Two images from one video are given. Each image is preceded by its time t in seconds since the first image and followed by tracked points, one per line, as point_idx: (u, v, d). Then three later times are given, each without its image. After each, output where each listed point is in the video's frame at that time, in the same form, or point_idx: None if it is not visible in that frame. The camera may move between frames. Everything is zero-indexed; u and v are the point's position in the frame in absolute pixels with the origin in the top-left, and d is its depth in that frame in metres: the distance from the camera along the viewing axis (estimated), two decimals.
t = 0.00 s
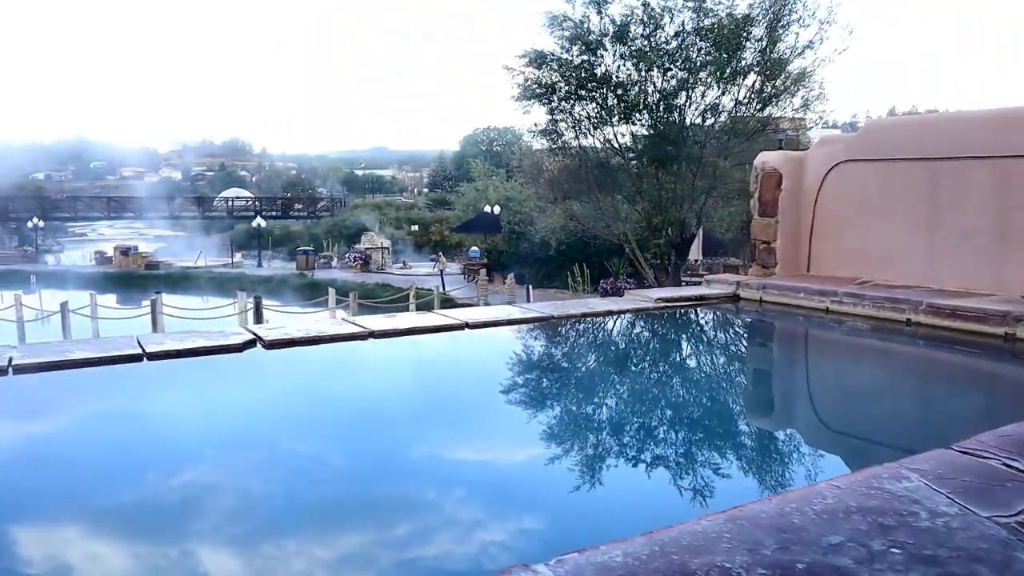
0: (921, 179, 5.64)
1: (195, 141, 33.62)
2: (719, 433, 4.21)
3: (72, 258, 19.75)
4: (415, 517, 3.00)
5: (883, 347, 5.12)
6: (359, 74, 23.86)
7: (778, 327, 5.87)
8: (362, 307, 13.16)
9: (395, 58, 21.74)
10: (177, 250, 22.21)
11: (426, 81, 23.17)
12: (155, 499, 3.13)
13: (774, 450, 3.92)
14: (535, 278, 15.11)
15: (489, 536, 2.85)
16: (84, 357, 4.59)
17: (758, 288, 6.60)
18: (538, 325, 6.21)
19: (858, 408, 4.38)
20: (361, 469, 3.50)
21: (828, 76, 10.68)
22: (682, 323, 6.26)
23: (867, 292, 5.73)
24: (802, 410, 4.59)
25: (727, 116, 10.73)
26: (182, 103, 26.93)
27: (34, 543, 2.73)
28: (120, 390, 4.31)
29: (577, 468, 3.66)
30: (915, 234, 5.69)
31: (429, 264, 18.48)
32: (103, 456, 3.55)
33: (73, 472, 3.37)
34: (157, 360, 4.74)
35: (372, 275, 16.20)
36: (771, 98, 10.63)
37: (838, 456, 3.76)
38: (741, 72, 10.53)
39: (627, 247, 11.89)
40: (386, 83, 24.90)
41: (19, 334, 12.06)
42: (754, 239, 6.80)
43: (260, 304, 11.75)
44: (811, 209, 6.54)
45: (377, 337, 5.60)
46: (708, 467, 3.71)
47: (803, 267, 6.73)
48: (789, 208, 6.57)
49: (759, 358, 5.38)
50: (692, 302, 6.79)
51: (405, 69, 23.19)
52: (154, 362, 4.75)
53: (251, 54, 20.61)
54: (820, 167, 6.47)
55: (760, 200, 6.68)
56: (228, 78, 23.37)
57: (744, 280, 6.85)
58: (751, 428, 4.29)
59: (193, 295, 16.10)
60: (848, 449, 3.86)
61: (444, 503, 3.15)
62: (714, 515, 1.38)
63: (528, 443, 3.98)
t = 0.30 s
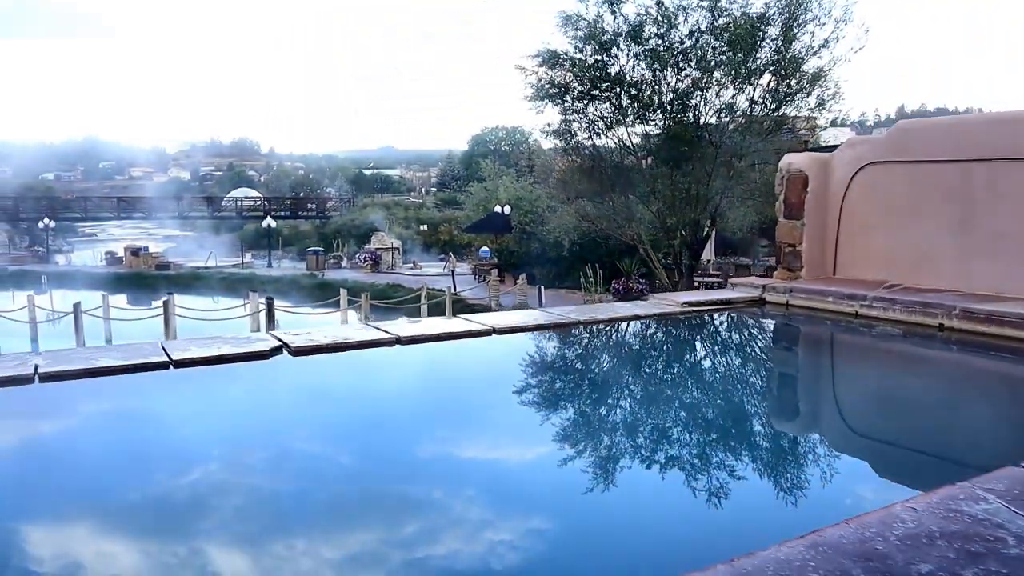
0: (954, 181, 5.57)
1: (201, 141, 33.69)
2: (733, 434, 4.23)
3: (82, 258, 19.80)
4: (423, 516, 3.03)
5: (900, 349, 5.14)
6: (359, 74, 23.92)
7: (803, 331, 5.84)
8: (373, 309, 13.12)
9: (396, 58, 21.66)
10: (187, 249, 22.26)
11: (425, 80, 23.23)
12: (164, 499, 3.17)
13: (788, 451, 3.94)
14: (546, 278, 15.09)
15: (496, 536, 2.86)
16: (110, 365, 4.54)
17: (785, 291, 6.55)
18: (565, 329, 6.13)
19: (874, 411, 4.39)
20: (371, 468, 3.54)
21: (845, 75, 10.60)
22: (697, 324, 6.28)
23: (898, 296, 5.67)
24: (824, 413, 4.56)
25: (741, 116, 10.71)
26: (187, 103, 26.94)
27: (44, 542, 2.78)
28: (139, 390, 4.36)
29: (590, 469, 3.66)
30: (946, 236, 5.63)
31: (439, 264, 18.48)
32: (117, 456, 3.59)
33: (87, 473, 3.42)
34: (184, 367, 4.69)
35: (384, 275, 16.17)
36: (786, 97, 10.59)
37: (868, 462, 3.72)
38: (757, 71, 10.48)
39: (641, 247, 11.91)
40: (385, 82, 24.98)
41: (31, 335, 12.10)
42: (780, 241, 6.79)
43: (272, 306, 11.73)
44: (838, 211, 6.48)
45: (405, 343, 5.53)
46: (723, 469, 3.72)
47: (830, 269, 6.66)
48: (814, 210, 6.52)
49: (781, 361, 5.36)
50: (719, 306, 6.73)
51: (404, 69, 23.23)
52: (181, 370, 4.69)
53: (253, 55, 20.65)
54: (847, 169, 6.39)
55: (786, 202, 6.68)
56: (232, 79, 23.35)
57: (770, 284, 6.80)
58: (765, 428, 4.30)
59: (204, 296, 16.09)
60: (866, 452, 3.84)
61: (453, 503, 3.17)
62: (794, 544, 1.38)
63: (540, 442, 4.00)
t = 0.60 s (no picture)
0: (966, 182, 5.60)
1: (203, 143, 33.67)
2: (744, 435, 4.28)
3: (89, 262, 19.77)
4: (430, 517, 3.10)
5: (913, 350, 5.18)
6: (360, 74, 23.93)
7: (822, 334, 5.82)
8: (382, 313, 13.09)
9: (396, 58, 21.72)
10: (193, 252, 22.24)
11: (427, 77, 23.45)
12: (172, 500, 3.26)
13: (800, 452, 3.99)
14: (553, 278, 15.07)
15: (503, 535, 2.92)
16: (132, 377, 4.53)
17: (804, 294, 6.51)
18: (586, 335, 6.09)
19: (884, 413, 4.44)
20: (380, 470, 3.62)
21: (855, 74, 10.63)
22: (709, 325, 6.33)
23: (922, 298, 5.63)
24: (844, 415, 4.56)
25: (751, 116, 10.67)
26: (190, 105, 26.96)
27: (56, 543, 2.87)
28: (159, 393, 4.44)
29: (601, 471, 3.71)
30: (967, 237, 5.59)
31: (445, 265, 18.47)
32: (132, 458, 3.69)
33: (103, 476, 3.51)
34: (208, 379, 4.67)
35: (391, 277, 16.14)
36: (796, 97, 10.55)
37: (889, 464, 3.71)
38: (767, 71, 10.45)
39: (652, 248, 11.92)
40: (386, 82, 25.15)
41: (41, 340, 12.12)
42: (799, 244, 6.73)
43: (281, 309, 11.71)
44: (857, 212, 6.43)
45: (426, 351, 5.49)
46: (734, 470, 3.76)
47: (849, 271, 6.61)
48: (832, 211, 6.46)
49: (801, 364, 5.34)
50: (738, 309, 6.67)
51: (405, 69, 23.38)
52: (204, 380, 4.67)
53: (256, 59, 20.71)
54: (867, 170, 6.35)
55: (805, 204, 6.63)
56: (234, 80, 23.36)
57: (790, 287, 6.75)
58: (776, 428, 4.36)
59: (212, 299, 16.08)
60: (880, 454, 3.86)
61: (460, 503, 3.25)
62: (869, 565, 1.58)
63: (551, 443, 4.06)
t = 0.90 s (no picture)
0: (986, 186, 5.55)
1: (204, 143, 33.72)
2: (752, 437, 4.25)
3: (91, 262, 19.74)
4: (432, 517, 3.07)
5: (920, 356, 5.18)
6: (360, 74, 24.12)
7: (837, 338, 5.79)
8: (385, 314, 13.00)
9: (396, 58, 21.93)
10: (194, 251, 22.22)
11: (426, 76, 23.64)
12: (174, 500, 3.24)
13: (808, 454, 3.96)
14: (557, 278, 15.05)
15: (505, 535, 2.91)
16: (148, 384, 4.48)
17: (820, 298, 6.46)
18: (603, 339, 6.04)
19: (896, 418, 4.42)
20: (380, 469, 3.61)
21: (862, 75, 10.55)
22: (715, 328, 6.31)
23: (939, 303, 5.60)
24: (860, 419, 4.52)
25: (758, 117, 10.62)
26: (188, 104, 26.83)
27: (56, 543, 2.85)
28: (164, 396, 4.42)
29: (607, 472, 3.69)
30: (986, 240, 5.57)
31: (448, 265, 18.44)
32: (134, 457, 3.67)
33: (106, 476, 3.49)
34: (226, 386, 4.62)
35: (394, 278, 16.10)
36: (802, 97, 10.53)
37: (903, 467, 3.70)
38: (775, 70, 10.40)
39: (659, 249, 11.88)
40: (385, 81, 25.50)
41: (42, 342, 12.03)
42: (812, 247, 6.77)
43: (285, 311, 11.64)
44: (872, 216, 6.40)
45: (444, 356, 5.43)
46: (741, 471, 3.72)
47: (864, 275, 6.59)
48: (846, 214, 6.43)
49: (817, 368, 5.30)
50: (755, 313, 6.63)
51: (405, 68, 23.72)
52: (221, 387, 4.62)
53: (257, 60, 20.85)
54: (882, 174, 6.33)
55: (819, 207, 6.63)
56: (233, 80, 23.30)
57: (805, 291, 6.70)
58: (784, 430, 4.34)
59: (214, 300, 16.00)
60: (898, 459, 3.82)
61: (461, 503, 3.22)
62: None
63: (554, 443, 4.05)
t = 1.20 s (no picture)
0: (1010, 186, 5.51)
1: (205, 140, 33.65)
2: (758, 438, 4.22)
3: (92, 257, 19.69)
4: (432, 517, 3.03)
5: (926, 361, 5.14)
6: (360, 74, 23.82)
7: (855, 339, 5.78)
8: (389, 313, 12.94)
9: (396, 58, 21.70)
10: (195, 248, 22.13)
11: (427, 74, 23.55)
12: (173, 496, 3.22)
13: (814, 457, 3.92)
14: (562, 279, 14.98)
15: (504, 535, 2.87)
16: (166, 379, 4.46)
17: (841, 299, 6.43)
18: (623, 337, 6.03)
19: (907, 424, 4.38)
20: (380, 467, 3.57)
21: (873, 76, 10.53)
22: (722, 329, 6.28)
23: (964, 304, 5.55)
24: (877, 421, 4.49)
25: (767, 117, 10.64)
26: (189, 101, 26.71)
27: (54, 539, 2.82)
28: (167, 391, 4.38)
29: (612, 472, 3.65)
30: (1008, 242, 5.53)
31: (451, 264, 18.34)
32: (135, 453, 3.65)
33: (104, 473, 3.46)
34: (246, 382, 4.59)
35: (398, 276, 16.01)
36: (811, 98, 10.57)
37: (920, 470, 3.66)
38: (786, 71, 10.38)
39: (665, 250, 11.84)
40: (385, 81, 25.38)
41: (45, 337, 11.98)
42: (832, 247, 6.65)
43: (289, 307, 11.57)
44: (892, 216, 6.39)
45: (466, 353, 5.45)
46: (746, 474, 3.67)
47: (883, 275, 6.57)
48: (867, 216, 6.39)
49: (834, 369, 5.28)
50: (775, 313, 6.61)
51: (406, 69, 23.46)
52: (237, 384, 4.59)
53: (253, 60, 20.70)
54: (902, 174, 6.32)
55: (839, 207, 6.54)
56: (234, 78, 23.18)
57: (824, 293, 6.68)
58: (791, 433, 4.30)
59: (217, 296, 15.93)
60: (915, 462, 3.79)
61: (461, 503, 3.18)
62: None
63: (555, 443, 4.01)
